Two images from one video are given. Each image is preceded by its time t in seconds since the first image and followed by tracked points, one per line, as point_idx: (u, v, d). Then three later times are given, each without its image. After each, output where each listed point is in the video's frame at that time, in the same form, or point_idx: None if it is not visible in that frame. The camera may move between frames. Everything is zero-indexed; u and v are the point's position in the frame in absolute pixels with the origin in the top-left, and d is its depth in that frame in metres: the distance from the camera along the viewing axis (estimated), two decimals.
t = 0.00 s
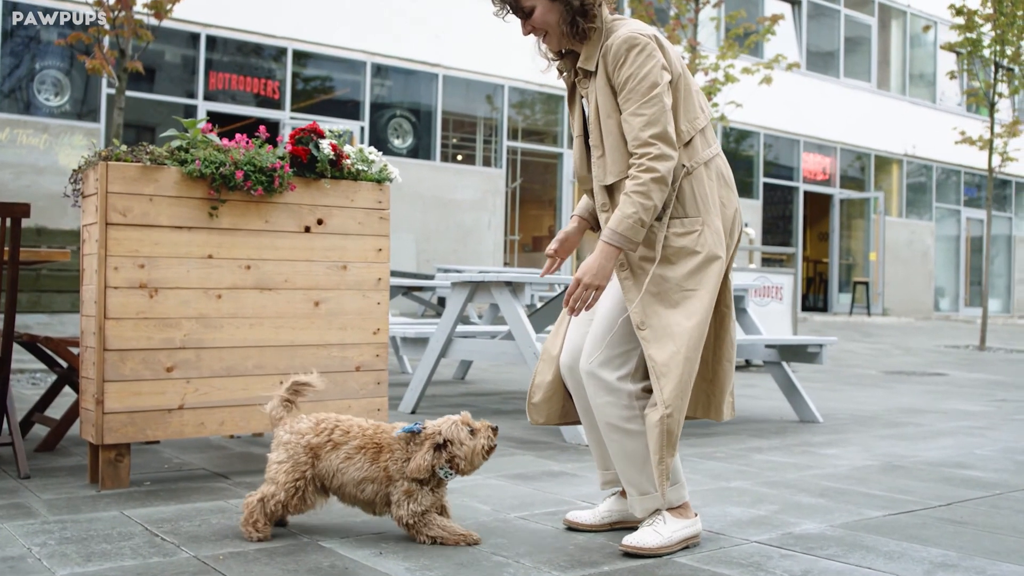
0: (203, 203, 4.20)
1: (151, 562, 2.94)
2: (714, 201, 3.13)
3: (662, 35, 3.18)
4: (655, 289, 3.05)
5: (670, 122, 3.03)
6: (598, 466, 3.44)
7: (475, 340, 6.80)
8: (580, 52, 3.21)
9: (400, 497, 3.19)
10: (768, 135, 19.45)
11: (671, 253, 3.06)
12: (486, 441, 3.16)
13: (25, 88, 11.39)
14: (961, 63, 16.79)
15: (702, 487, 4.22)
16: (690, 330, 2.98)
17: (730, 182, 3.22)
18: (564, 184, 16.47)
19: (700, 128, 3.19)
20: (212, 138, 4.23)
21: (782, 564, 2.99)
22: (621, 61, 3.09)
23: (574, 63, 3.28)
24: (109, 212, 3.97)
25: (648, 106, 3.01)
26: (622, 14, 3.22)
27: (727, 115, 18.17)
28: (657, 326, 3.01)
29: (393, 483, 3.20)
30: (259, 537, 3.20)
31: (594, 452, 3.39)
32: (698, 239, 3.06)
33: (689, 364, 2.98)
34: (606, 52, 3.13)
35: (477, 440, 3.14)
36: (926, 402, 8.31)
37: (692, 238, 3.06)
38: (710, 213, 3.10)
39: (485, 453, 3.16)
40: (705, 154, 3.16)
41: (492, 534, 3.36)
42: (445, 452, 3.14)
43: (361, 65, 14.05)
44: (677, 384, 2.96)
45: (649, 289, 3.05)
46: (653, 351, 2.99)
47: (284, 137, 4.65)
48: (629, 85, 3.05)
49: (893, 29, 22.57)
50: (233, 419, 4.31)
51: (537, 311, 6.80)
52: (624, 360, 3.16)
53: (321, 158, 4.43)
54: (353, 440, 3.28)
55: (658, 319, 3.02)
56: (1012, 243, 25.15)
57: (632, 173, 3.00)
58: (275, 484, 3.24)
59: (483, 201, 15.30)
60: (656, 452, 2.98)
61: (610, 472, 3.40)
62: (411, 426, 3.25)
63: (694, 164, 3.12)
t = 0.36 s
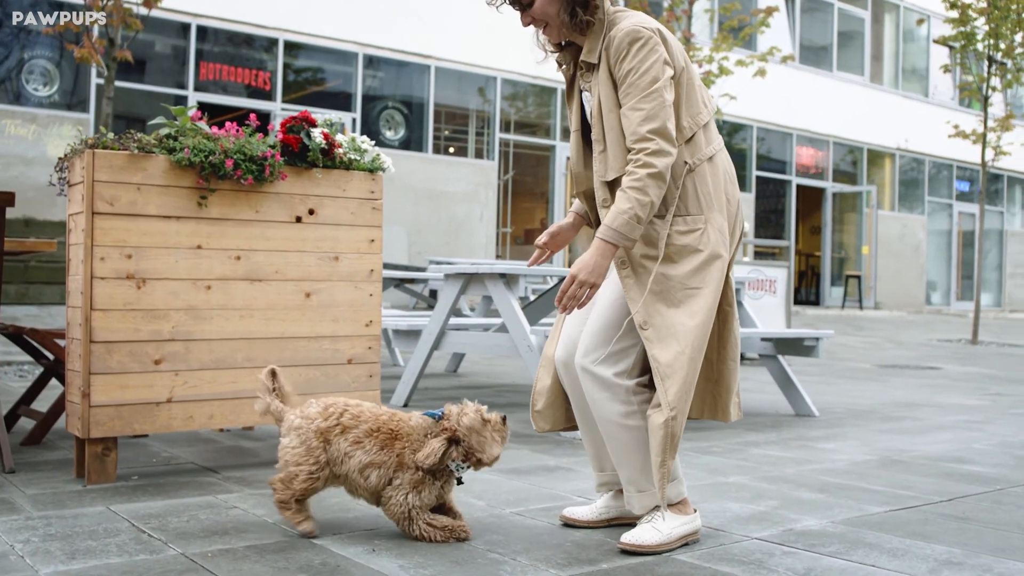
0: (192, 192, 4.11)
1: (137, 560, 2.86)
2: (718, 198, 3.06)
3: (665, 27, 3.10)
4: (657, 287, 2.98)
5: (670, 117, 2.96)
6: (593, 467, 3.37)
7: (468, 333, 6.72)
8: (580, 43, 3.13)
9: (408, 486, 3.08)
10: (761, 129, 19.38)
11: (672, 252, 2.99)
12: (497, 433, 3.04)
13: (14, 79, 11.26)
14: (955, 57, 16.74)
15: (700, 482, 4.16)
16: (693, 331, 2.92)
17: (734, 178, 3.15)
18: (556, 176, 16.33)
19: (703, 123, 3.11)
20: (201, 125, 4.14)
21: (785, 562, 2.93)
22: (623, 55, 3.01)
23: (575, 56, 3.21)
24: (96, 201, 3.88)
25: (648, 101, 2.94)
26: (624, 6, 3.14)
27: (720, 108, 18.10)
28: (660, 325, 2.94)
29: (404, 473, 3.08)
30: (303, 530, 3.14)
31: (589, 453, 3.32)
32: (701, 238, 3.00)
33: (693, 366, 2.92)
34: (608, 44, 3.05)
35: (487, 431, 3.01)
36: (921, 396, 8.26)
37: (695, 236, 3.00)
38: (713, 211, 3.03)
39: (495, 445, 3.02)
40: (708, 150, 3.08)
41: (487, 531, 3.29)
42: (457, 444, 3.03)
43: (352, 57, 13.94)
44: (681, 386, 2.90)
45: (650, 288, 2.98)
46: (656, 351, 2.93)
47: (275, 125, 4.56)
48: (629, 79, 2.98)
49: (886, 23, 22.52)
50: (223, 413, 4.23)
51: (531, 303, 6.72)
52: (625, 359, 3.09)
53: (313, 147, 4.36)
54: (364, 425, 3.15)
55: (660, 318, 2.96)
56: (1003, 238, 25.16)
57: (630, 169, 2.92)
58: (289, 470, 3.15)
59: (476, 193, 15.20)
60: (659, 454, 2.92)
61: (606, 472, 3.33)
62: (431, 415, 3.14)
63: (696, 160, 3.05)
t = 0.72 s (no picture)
0: (180, 178, 4.03)
1: (123, 555, 2.78)
2: (720, 192, 2.99)
3: (668, 17, 3.02)
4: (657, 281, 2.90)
5: (671, 108, 2.88)
6: (587, 460, 3.29)
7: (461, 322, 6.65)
8: (579, 33, 3.05)
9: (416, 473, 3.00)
10: (752, 118, 19.32)
11: (673, 246, 2.92)
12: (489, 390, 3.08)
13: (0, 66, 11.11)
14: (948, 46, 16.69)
15: (697, 473, 4.10)
16: (696, 328, 2.84)
17: (737, 171, 3.08)
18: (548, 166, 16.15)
19: (704, 116, 3.04)
20: (189, 111, 4.05)
21: (787, 555, 2.87)
22: (624, 44, 2.94)
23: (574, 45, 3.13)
24: (81, 187, 3.79)
25: (648, 91, 2.86)
26: None
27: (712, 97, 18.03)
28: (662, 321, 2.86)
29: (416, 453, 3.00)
30: (376, 530, 3.08)
31: (584, 447, 3.25)
32: (702, 232, 2.93)
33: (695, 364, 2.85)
34: (609, 33, 2.98)
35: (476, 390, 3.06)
36: (916, 385, 8.23)
37: (696, 231, 2.93)
38: (714, 205, 2.96)
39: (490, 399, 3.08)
40: (709, 143, 3.02)
41: (483, 524, 3.22)
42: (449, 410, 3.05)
43: (343, 45, 13.81)
44: (683, 385, 2.83)
45: (651, 283, 2.91)
46: (659, 348, 2.85)
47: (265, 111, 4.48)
48: (630, 69, 2.90)
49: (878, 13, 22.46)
50: (212, 404, 4.15)
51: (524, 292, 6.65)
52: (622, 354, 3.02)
53: (303, 133, 4.28)
54: (373, 409, 3.06)
55: (661, 313, 2.88)
56: (994, 227, 25.17)
57: (629, 160, 2.85)
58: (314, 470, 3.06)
59: (467, 182, 15.11)
60: (661, 453, 2.85)
61: (600, 466, 3.26)
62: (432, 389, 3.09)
63: (697, 154, 2.98)
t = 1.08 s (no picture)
0: (167, 166, 3.94)
1: (109, 552, 2.71)
2: (722, 185, 2.92)
3: (669, 5, 2.94)
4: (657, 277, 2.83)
5: (671, 100, 2.81)
6: (584, 452, 3.23)
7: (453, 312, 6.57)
8: (580, 21, 2.97)
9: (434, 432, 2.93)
10: (744, 107, 19.25)
11: (673, 241, 2.85)
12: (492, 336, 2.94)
13: None
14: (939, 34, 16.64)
15: (695, 465, 4.04)
16: (698, 325, 2.78)
17: (739, 163, 3.01)
18: (539, 156, 16.09)
19: (705, 108, 2.96)
20: (176, 96, 3.94)
21: (790, 549, 2.81)
22: (625, 33, 2.86)
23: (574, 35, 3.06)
24: (66, 174, 3.70)
25: (648, 82, 2.79)
26: None
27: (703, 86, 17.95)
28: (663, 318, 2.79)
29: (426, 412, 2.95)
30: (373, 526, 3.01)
31: (581, 440, 3.18)
32: (702, 227, 2.86)
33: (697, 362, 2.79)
34: (610, 22, 2.90)
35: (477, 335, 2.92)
36: (911, 374, 8.19)
37: (697, 225, 2.86)
38: (715, 199, 2.89)
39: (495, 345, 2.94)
40: (710, 136, 2.94)
41: (478, 517, 3.16)
42: (445, 360, 2.94)
43: (332, 33, 13.68)
44: (685, 383, 2.76)
45: (651, 278, 2.84)
46: (660, 346, 2.78)
47: (254, 97, 4.38)
48: (630, 59, 2.83)
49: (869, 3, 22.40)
50: (201, 396, 4.07)
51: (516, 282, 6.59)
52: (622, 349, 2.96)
53: (293, 119, 4.18)
54: (374, 394, 3.01)
55: (661, 311, 2.81)
56: (984, 216, 25.18)
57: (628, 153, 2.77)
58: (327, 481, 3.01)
59: (458, 171, 15.01)
60: (662, 453, 2.77)
61: (597, 457, 3.20)
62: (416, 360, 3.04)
63: (697, 146, 2.91)
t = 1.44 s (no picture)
0: (155, 156, 3.86)
1: (96, 552, 2.63)
2: (725, 179, 2.85)
3: None
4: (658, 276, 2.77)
5: (671, 95, 2.74)
6: (582, 446, 3.17)
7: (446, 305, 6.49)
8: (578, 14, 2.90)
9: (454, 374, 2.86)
10: (735, 98, 19.17)
11: (674, 238, 2.78)
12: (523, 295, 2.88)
13: None
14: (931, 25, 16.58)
15: (693, 458, 3.98)
16: (699, 325, 2.72)
17: (742, 157, 2.94)
18: (530, 147, 16.00)
19: (706, 102, 2.90)
20: (164, 84, 3.87)
21: (794, 544, 2.76)
22: (624, 26, 2.79)
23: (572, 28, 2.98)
24: (51, 164, 3.61)
25: (648, 77, 2.72)
26: None
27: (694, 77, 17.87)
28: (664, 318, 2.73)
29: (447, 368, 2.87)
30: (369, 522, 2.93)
31: (579, 435, 3.12)
32: (704, 224, 2.79)
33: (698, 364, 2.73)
34: (609, 15, 2.83)
35: (505, 296, 2.84)
36: (906, 365, 8.15)
37: (699, 222, 2.79)
38: (717, 195, 2.83)
39: (522, 306, 2.86)
40: (712, 131, 2.88)
41: (474, 514, 3.09)
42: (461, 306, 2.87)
43: (322, 24, 13.55)
44: (687, 384, 2.70)
45: (650, 278, 2.77)
46: (660, 346, 2.72)
47: (243, 85, 4.30)
48: (629, 52, 2.76)
49: None
50: (190, 390, 3.99)
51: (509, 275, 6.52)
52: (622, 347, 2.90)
53: (283, 108, 4.11)
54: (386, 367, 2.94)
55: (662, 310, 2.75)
56: (975, 207, 25.18)
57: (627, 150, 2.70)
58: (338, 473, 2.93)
59: (449, 163, 14.92)
60: (662, 454, 2.70)
61: (595, 452, 3.13)
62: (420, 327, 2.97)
63: (699, 141, 2.85)
